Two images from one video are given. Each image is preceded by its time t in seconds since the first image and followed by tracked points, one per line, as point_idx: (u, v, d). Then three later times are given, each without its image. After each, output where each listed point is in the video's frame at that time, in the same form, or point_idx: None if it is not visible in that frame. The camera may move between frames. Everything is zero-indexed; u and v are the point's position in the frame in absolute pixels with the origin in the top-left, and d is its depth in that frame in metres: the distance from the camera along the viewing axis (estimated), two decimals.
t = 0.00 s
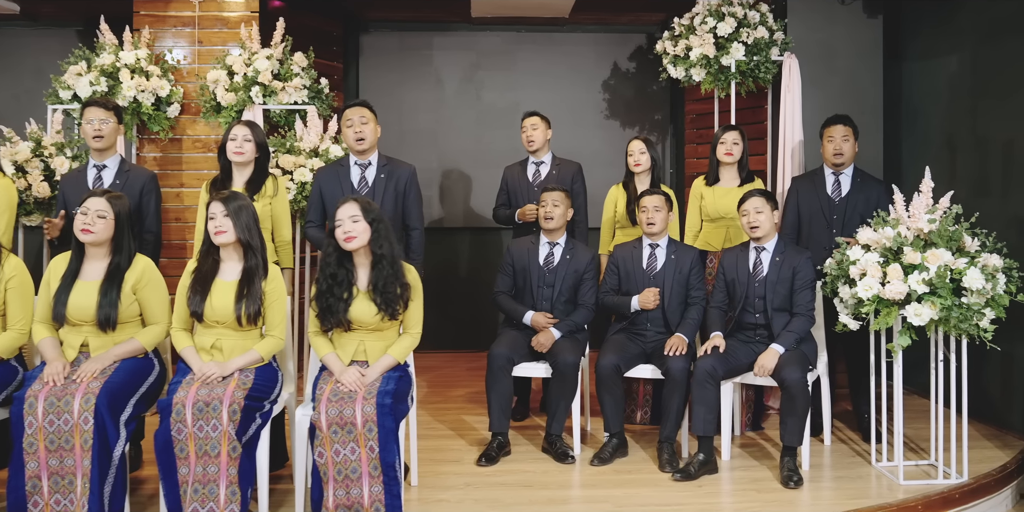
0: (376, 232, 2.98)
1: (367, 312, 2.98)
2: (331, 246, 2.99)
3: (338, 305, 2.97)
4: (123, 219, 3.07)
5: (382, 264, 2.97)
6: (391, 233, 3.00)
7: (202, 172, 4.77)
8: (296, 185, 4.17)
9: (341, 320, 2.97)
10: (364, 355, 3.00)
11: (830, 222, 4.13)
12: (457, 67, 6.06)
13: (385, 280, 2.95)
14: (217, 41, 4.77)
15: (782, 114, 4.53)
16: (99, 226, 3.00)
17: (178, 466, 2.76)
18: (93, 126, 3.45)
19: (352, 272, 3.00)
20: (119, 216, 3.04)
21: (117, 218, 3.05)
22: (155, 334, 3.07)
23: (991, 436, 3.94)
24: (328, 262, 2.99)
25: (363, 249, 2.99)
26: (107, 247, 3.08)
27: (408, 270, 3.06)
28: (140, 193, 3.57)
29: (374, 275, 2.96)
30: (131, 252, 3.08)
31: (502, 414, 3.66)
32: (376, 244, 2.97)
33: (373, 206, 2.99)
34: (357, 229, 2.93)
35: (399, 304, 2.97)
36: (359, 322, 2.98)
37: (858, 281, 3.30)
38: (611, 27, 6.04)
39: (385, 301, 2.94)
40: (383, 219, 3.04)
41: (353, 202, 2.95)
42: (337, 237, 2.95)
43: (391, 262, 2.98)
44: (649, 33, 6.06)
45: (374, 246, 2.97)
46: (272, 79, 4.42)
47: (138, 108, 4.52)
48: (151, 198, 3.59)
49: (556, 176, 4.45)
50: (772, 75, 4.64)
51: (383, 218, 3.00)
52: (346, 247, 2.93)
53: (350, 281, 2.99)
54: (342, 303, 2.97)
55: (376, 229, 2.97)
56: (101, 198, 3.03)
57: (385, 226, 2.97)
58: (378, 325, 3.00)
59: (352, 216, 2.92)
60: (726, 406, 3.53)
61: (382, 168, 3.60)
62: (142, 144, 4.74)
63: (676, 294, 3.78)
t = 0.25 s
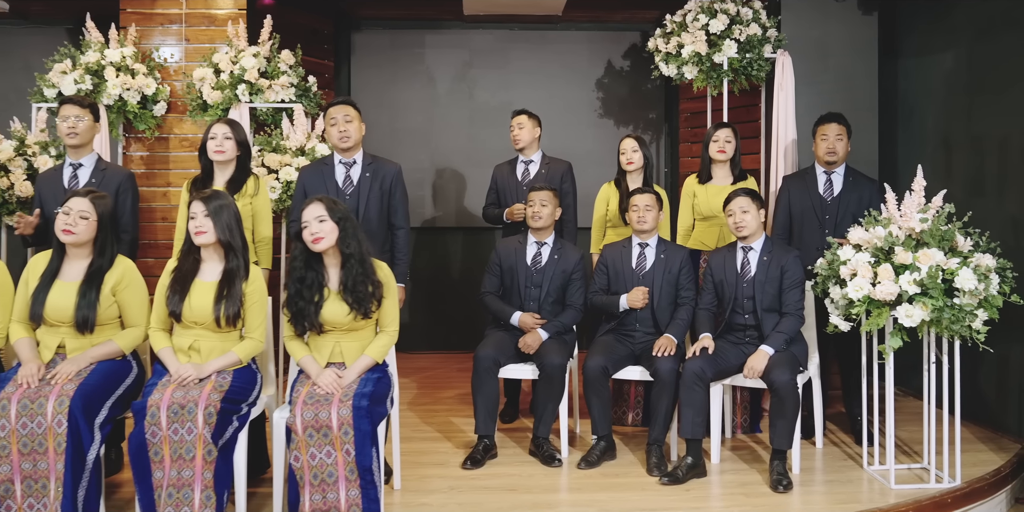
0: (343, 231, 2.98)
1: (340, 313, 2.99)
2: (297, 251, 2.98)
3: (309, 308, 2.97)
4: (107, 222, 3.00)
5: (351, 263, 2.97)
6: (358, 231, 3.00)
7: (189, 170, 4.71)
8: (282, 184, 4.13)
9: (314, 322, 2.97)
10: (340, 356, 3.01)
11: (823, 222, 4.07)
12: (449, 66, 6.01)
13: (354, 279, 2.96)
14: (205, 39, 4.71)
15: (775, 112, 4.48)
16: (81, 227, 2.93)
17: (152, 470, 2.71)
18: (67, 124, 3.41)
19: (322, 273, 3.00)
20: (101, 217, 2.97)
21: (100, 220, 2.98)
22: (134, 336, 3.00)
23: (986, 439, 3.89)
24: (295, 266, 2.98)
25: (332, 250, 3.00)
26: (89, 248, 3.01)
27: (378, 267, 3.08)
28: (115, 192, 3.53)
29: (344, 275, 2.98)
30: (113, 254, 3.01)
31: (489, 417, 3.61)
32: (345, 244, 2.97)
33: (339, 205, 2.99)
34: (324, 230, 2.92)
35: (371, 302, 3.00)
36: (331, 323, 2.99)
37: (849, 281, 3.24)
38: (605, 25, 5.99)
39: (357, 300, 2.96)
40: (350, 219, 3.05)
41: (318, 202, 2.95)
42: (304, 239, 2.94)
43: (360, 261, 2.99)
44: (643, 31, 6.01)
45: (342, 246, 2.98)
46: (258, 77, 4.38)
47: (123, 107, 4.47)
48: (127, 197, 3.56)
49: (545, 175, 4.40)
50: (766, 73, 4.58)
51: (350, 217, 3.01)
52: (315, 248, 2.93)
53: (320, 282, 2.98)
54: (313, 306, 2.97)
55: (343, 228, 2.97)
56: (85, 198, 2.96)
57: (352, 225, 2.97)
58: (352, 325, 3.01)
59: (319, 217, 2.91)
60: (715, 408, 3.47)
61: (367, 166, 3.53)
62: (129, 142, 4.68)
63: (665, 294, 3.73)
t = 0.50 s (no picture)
0: (318, 232, 2.93)
1: (315, 315, 2.93)
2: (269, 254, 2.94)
3: (284, 312, 2.92)
4: (84, 223, 2.95)
5: (326, 265, 2.93)
6: (332, 232, 2.96)
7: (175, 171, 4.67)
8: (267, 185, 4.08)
9: (290, 326, 2.92)
10: (318, 360, 2.96)
11: (816, 225, 4.01)
12: (441, 65, 5.96)
13: (329, 281, 2.91)
14: (192, 38, 4.65)
15: (768, 112, 4.42)
16: (58, 229, 2.88)
17: (125, 476, 2.66)
18: (40, 124, 3.35)
19: (296, 276, 2.95)
20: (79, 218, 2.92)
21: (77, 221, 2.93)
22: (111, 340, 2.94)
23: (980, 444, 3.83)
24: (267, 270, 2.93)
25: (307, 251, 2.95)
26: (66, 249, 2.96)
27: (354, 269, 3.02)
28: (90, 193, 3.46)
29: (318, 277, 2.93)
30: (90, 256, 2.96)
31: (474, 421, 3.55)
32: (318, 245, 2.92)
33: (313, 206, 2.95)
34: (297, 232, 2.88)
35: (347, 304, 2.95)
36: (307, 327, 2.93)
37: (839, 284, 3.18)
38: (598, 24, 5.94)
39: (332, 302, 2.91)
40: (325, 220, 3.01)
41: (291, 203, 2.90)
42: (278, 241, 2.90)
43: (335, 262, 2.94)
44: (637, 30, 5.95)
45: (316, 248, 2.93)
46: (245, 77, 4.33)
47: (108, 106, 4.43)
48: (102, 198, 3.49)
49: (536, 176, 4.35)
50: (758, 72, 4.52)
51: (324, 218, 2.96)
52: (289, 250, 2.88)
53: (295, 285, 2.94)
54: (287, 310, 2.92)
55: (317, 228, 2.93)
56: (62, 199, 2.91)
57: (325, 226, 2.93)
58: (328, 328, 2.96)
59: (292, 218, 2.87)
60: (704, 412, 3.41)
61: (352, 167, 3.46)
62: (115, 142, 4.66)
63: (655, 295, 3.67)
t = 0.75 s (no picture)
0: (301, 234, 2.87)
1: (296, 318, 2.86)
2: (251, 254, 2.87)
3: (264, 315, 2.85)
4: (57, 225, 2.91)
5: (308, 267, 2.84)
6: (316, 234, 2.89)
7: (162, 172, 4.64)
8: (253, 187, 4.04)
9: (269, 329, 2.85)
10: (298, 364, 2.88)
11: (809, 226, 3.97)
12: (433, 65, 5.93)
13: (310, 284, 2.83)
14: (180, 38, 4.62)
15: (760, 112, 4.38)
16: (30, 230, 2.84)
17: (100, 482, 2.62)
18: (12, 124, 3.36)
19: (278, 278, 2.88)
20: (51, 220, 2.88)
21: (51, 222, 2.90)
22: (86, 342, 2.90)
23: (973, 449, 3.78)
24: (248, 271, 2.86)
25: (289, 253, 2.87)
26: (39, 250, 2.91)
27: (337, 271, 2.94)
28: (65, 194, 3.43)
29: (300, 279, 2.84)
30: (63, 257, 2.92)
31: (459, 425, 3.51)
32: (301, 248, 2.85)
33: (297, 207, 2.88)
34: (280, 233, 2.81)
35: (329, 308, 2.87)
36: (288, 330, 2.86)
37: (827, 287, 3.14)
38: (591, 23, 5.90)
39: (313, 305, 2.83)
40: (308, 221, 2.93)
41: (274, 204, 2.84)
42: (259, 241, 2.83)
43: (317, 265, 2.86)
44: (630, 30, 5.91)
45: (299, 250, 2.86)
46: (231, 77, 4.29)
47: (94, 107, 4.39)
48: (78, 199, 3.44)
49: (527, 178, 4.31)
50: (750, 72, 4.48)
51: (307, 219, 2.89)
52: (270, 252, 2.81)
53: (276, 287, 2.86)
54: (268, 312, 2.85)
55: (300, 231, 2.86)
56: (34, 200, 2.87)
57: (309, 228, 2.86)
58: (309, 332, 2.88)
59: (275, 218, 2.81)
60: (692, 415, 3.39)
61: (336, 168, 3.44)
62: (102, 142, 4.62)
63: (642, 298, 3.62)
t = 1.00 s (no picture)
0: (289, 236, 2.81)
1: (279, 321, 2.80)
2: (239, 253, 2.82)
3: (246, 315, 2.80)
4: (26, 225, 2.87)
5: (294, 270, 2.79)
6: (304, 237, 2.83)
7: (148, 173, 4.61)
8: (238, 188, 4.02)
9: (251, 331, 2.81)
10: (278, 367, 2.83)
11: (801, 227, 3.92)
12: (424, 65, 5.90)
13: (295, 287, 2.78)
14: (167, 38, 4.59)
15: (749, 112, 4.34)
16: None
17: (72, 487, 2.59)
18: None
19: (263, 279, 2.83)
20: (18, 220, 2.84)
21: (19, 223, 2.85)
22: (60, 342, 2.87)
23: (963, 452, 3.75)
24: (234, 271, 2.81)
25: (276, 254, 2.82)
26: (8, 252, 2.88)
27: (323, 276, 2.88)
28: (41, 196, 3.40)
29: (285, 282, 2.79)
30: (33, 257, 2.89)
31: (442, 428, 3.48)
32: (288, 250, 2.79)
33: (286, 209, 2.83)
34: (268, 234, 2.76)
35: (313, 313, 2.81)
36: (270, 333, 2.81)
37: (813, 289, 3.10)
38: (583, 23, 5.87)
39: (296, 309, 2.78)
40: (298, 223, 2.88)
41: (264, 204, 2.78)
42: (247, 241, 2.78)
43: (303, 268, 2.81)
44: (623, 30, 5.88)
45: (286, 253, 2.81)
46: (217, 77, 4.25)
47: (79, 107, 4.36)
48: (54, 200, 3.41)
49: (517, 180, 4.28)
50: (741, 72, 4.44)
51: (297, 222, 2.84)
52: (257, 252, 2.75)
53: (260, 289, 2.82)
54: (250, 313, 2.80)
55: (289, 233, 2.80)
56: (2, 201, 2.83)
57: (297, 231, 2.81)
58: (291, 336, 2.83)
59: (263, 219, 2.75)
60: (677, 417, 3.36)
61: (318, 169, 3.41)
62: (88, 142, 4.60)
63: (628, 300, 3.59)
